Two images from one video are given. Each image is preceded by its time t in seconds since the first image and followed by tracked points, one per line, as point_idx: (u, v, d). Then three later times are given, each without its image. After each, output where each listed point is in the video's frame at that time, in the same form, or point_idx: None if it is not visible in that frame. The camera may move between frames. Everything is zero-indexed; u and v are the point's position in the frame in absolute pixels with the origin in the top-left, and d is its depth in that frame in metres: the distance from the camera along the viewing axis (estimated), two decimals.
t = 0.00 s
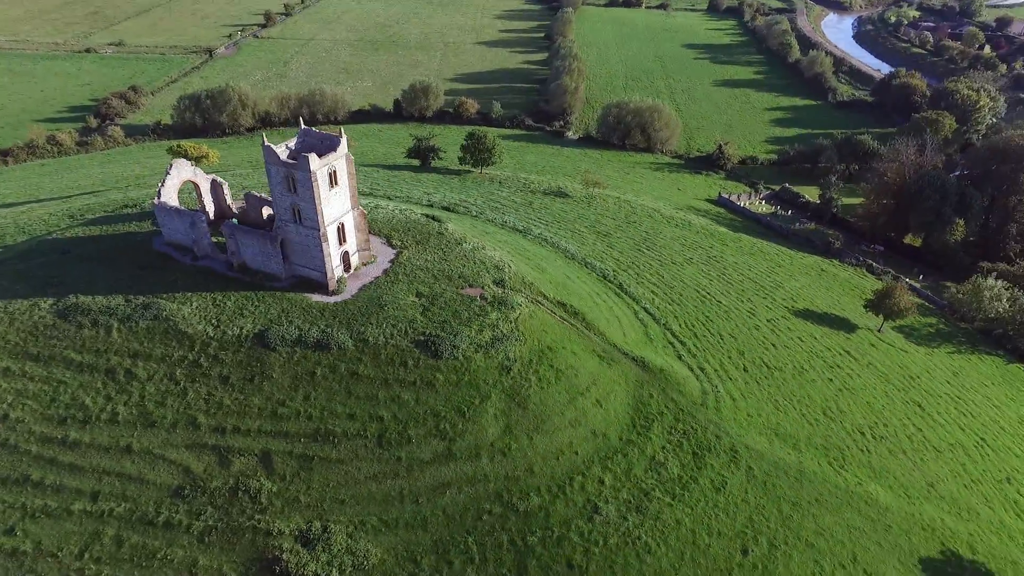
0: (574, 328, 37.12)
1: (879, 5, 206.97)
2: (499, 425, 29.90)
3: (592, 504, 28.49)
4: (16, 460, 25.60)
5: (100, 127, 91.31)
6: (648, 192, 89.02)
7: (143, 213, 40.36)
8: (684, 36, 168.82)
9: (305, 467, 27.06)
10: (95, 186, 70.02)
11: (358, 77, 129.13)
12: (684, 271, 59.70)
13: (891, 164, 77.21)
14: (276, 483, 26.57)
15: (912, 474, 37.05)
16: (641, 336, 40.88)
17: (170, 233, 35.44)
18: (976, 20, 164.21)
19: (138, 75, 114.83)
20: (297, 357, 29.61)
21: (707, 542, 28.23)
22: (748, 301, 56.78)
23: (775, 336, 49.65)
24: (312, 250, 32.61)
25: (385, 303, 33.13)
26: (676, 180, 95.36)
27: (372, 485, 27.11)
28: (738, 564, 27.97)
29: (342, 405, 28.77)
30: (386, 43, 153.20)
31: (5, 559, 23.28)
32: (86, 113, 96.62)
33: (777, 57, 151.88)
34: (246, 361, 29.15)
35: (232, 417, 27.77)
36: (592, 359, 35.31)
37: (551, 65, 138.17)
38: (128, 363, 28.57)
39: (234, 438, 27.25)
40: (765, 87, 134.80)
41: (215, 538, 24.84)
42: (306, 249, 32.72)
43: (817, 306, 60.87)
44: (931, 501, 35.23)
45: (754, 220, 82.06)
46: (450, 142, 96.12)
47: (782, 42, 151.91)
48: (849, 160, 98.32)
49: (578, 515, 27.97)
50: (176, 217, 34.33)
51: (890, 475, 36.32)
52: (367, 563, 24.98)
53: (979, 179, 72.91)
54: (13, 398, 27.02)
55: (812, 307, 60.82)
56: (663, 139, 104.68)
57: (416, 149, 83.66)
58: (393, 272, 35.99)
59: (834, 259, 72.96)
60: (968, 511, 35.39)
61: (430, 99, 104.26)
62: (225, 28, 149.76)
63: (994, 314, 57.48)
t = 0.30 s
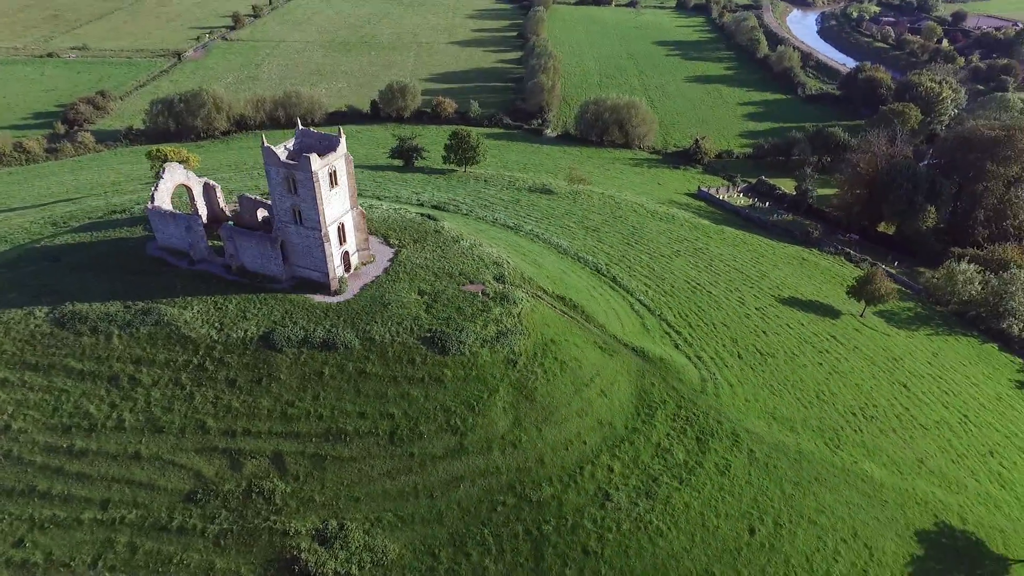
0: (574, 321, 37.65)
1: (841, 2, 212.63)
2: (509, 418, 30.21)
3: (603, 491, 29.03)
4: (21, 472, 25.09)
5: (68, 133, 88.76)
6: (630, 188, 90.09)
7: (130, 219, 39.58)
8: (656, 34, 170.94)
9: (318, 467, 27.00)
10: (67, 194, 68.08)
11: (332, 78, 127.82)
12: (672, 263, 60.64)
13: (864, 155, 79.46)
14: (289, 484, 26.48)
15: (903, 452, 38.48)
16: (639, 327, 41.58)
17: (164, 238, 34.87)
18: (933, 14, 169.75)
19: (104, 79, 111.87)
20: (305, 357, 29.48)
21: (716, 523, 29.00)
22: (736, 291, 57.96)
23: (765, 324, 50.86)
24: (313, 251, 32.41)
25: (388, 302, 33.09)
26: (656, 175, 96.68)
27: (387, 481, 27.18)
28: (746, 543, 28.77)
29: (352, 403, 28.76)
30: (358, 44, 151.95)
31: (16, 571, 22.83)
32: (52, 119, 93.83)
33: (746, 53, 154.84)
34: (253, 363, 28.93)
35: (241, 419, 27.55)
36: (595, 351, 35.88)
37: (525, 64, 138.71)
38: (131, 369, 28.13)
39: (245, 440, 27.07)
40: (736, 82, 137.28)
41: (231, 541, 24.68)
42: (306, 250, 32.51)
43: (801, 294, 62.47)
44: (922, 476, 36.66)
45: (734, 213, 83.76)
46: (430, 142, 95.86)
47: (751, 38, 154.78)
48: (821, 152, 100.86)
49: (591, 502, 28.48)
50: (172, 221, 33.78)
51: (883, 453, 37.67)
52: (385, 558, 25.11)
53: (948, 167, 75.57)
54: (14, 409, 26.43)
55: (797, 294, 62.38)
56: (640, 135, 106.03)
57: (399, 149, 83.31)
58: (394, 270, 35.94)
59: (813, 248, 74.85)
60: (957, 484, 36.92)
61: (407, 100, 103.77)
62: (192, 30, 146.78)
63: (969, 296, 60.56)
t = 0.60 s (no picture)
0: (573, 314, 38.17)
1: None
2: (517, 411, 30.56)
3: (613, 479, 29.59)
4: (26, 484, 24.59)
5: (34, 141, 86.19)
6: (612, 184, 91.08)
7: (116, 226, 38.72)
8: (627, 32, 172.87)
9: (330, 466, 26.99)
10: (37, 203, 66.04)
11: (305, 80, 126.38)
12: (659, 256, 61.60)
13: (836, 148, 81.76)
14: (302, 484, 26.41)
15: (891, 430, 39.95)
16: (635, 318, 42.29)
17: (158, 243, 34.26)
18: (891, 9, 175.42)
19: (68, 84, 108.76)
20: (311, 357, 29.39)
21: (722, 505, 29.81)
22: (722, 281, 59.18)
23: (753, 312, 52.11)
24: (314, 252, 32.29)
25: (391, 301, 33.12)
26: (635, 171, 97.91)
27: (400, 478, 27.30)
28: (752, 523, 29.63)
29: (361, 402, 28.78)
30: (330, 45, 150.48)
31: None
32: (16, 126, 90.93)
33: (715, 49, 157.60)
34: (259, 365, 28.73)
35: (250, 422, 27.39)
36: (595, 343, 36.44)
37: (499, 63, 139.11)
38: (134, 376, 27.71)
39: (255, 443, 26.91)
40: (706, 78, 139.69)
41: (247, 544, 24.55)
42: (307, 251, 32.36)
43: (785, 282, 64.07)
44: (911, 452, 38.15)
45: (712, 206, 85.29)
46: (409, 142, 95.55)
47: (720, 34, 157.76)
48: (793, 145, 103.46)
49: (601, 490, 29.02)
50: (166, 226, 33.24)
51: (873, 432, 39.05)
52: (403, 553, 25.26)
53: (916, 157, 78.34)
54: (14, 420, 25.87)
55: (781, 283, 63.95)
56: (617, 132, 107.28)
57: (381, 150, 82.91)
58: (393, 270, 35.96)
59: (790, 238, 76.69)
60: (944, 459, 38.50)
61: (384, 101, 103.31)
62: (157, 33, 143.50)
63: (941, 280, 62.88)
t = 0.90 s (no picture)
0: (575, 308, 38.70)
1: None
2: (526, 404, 30.96)
3: (623, 467, 30.18)
4: (37, 493, 24.20)
5: (4, 148, 83.86)
6: (596, 181, 91.88)
7: (107, 232, 37.96)
8: (602, 30, 174.27)
9: (345, 465, 27.06)
10: (12, 211, 64.25)
11: (282, 82, 124.99)
12: (649, 250, 62.40)
13: (813, 141, 83.76)
14: (318, 483, 26.43)
15: (883, 412, 41.29)
16: (633, 311, 43.01)
17: (155, 248, 33.69)
18: (857, 6, 180.04)
19: (36, 90, 105.96)
20: (320, 358, 29.37)
21: (729, 489, 30.62)
22: (712, 273, 60.24)
23: (745, 303, 53.28)
24: (318, 253, 32.20)
25: (396, 299, 33.21)
26: (618, 168, 98.93)
27: (416, 474, 27.49)
28: (759, 505, 30.45)
29: (373, 401, 28.88)
30: (305, 47, 149.05)
31: None
32: None
33: (690, 46, 159.80)
34: (269, 367, 28.62)
35: (262, 424, 27.30)
36: (598, 335, 37.02)
37: (477, 63, 139.24)
38: (142, 382, 27.41)
39: (269, 445, 26.85)
40: (682, 74, 141.61)
41: (266, 544, 24.52)
42: (311, 252, 32.27)
43: (772, 273, 65.47)
44: (902, 432, 39.54)
45: (696, 200, 86.49)
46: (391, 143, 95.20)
47: (693, 32, 160.18)
48: (770, 139, 105.47)
49: (612, 479, 29.57)
50: (164, 230, 32.78)
51: (866, 414, 40.34)
52: (423, 547, 25.50)
53: (891, 148, 80.62)
54: (21, 430, 25.40)
55: (768, 274, 65.31)
56: (598, 130, 108.23)
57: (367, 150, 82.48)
58: (396, 269, 36.05)
59: (773, 230, 78.29)
60: (933, 438, 39.95)
61: (364, 102, 102.77)
62: (126, 37, 140.56)
63: (920, 266, 64.83)
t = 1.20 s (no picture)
0: (576, 302, 39.20)
1: None
2: (535, 398, 31.38)
3: (632, 456, 30.79)
4: (50, 502, 23.90)
5: None
6: (581, 178, 92.59)
7: (100, 237, 37.27)
8: (578, 28, 175.33)
9: (360, 463, 27.18)
10: None
11: (259, 85, 123.46)
12: (639, 244, 63.22)
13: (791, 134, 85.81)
14: (334, 482, 26.50)
15: (874, 395, 42.66)
16: (631, 304, 43.70)
17: (154, 252, 33.23)
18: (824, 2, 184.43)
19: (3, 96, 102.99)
20: (329, 358, 29.36)
21: (734, 473, 31.47)
22: (701, 266, 61.29)
23: (736, 293, 54.45)
24: (322, 254, 32.19)
25: (402, 298, 33.35)
26: (601, 164, 99.87)
27: (430, 469, 27.72)
28: (763, 488, 31.35)
29: (384, 398, 29.00)
30: (280, 48, 147.42)
31: None
32: None
33: (664, 44, 161.82)
34: (279, 368, 28.57)
35: (275, 425, 27.27)
36: (600, 328, 37.62)
37: (456, 62, 139.20)
38: (151, 387, 27.14)
39: (283, 445, 26.85)
40: (658, 72, 143.22)
41: (286, 544, 24.56)
42: (315, 253, 32.22)
43: (758, 264, 66.90)
44: (894, 414, 40.91)
45: (680, 195, 87.76)
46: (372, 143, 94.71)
47: (666, 29, 162.16)
48: (748, 134, 106.56)
49: (622, 467, 30.17)
50: (164, 234, 32.37)
51: (859, 398, 41.65)
52: (441, 541, 25.73)
53: (867, 141, 83.00)
54: (29, 439, 25.03)
55: (755, 265, 66.69)
56: (578, 127, 109.12)
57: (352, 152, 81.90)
58: (399, 268, 36.19)
59: (756, 222, 79.94)
60: (923, 418, 41.42)
61: (344, 103, 102.19)
62: (94, 41, 137.32)
63: (899, 255, 66.63)
